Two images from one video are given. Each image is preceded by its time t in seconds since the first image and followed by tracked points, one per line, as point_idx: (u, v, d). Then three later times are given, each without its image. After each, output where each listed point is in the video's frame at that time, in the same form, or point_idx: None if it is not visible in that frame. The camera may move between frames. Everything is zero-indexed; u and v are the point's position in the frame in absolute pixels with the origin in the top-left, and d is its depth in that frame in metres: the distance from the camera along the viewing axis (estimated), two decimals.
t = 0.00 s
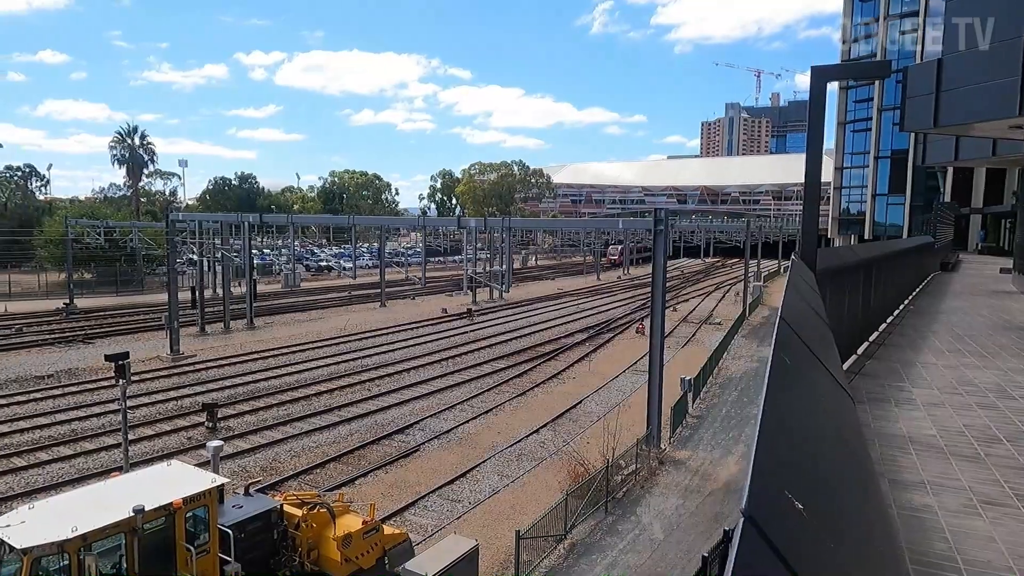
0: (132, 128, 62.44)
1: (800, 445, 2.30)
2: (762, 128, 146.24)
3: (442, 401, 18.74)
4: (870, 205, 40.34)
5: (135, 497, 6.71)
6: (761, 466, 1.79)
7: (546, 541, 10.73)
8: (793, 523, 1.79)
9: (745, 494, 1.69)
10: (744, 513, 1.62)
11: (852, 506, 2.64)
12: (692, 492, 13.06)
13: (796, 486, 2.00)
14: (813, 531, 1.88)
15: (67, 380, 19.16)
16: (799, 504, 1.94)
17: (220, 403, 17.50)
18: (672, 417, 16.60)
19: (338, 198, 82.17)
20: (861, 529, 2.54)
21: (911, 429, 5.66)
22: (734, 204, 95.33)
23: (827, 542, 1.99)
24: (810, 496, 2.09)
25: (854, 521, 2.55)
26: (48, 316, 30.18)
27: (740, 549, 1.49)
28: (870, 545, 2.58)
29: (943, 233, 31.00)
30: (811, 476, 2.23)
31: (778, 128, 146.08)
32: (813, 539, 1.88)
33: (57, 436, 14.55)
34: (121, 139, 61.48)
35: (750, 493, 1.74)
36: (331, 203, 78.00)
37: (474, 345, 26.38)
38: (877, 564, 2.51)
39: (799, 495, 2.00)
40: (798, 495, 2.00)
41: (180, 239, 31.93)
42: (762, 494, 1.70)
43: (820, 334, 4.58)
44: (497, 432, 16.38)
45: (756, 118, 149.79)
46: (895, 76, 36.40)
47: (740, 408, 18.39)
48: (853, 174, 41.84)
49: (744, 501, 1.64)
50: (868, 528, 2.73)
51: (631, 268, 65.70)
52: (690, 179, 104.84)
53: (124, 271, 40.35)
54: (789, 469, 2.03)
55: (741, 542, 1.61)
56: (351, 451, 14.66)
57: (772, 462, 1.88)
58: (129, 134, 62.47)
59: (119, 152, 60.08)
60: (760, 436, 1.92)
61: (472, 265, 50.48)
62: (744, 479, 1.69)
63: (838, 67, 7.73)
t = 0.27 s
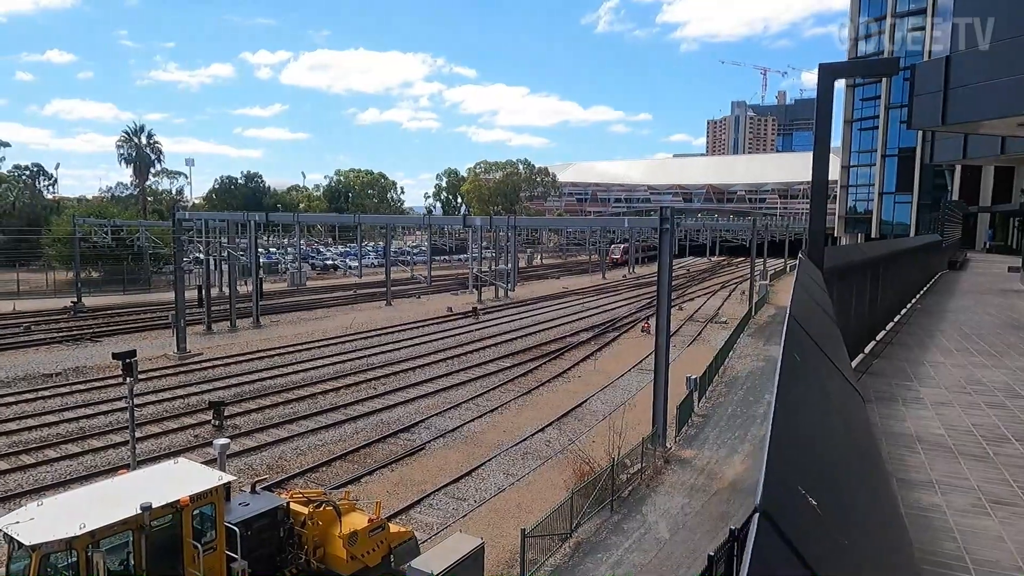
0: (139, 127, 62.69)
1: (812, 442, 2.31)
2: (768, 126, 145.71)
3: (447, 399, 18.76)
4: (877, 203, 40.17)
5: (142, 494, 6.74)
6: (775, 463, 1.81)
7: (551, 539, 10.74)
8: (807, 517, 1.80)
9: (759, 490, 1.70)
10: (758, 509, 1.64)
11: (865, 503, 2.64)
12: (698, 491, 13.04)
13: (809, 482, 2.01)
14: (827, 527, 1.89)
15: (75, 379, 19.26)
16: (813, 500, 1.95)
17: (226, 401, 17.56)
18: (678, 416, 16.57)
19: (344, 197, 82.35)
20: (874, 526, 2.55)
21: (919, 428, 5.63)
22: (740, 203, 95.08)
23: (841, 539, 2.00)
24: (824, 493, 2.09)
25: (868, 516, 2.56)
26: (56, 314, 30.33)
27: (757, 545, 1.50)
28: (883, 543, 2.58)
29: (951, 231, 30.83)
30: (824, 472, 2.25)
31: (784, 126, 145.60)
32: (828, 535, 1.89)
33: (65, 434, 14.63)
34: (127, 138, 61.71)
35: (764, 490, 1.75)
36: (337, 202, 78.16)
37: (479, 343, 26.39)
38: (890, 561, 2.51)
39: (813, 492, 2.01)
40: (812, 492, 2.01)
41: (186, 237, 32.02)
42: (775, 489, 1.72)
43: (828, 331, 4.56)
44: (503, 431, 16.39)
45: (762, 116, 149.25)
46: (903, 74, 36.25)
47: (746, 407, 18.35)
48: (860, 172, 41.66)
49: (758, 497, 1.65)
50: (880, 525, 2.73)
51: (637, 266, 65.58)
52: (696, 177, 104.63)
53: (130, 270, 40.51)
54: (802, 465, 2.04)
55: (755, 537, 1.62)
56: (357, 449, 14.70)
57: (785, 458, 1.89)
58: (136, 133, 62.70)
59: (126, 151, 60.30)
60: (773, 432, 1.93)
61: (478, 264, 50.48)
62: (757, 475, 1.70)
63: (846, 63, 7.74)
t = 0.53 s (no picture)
0: (145, 127, 62.88)
1: (826, 439, 2.31)
2: (773, 126, 145.24)
3: (452, 399, 18.77)
4: (883, 203, 40.00)
5: (148, 493, 6.76)
6: (790, 458, 1.81)
7: (555, 539, 10.73)
8: (822, 512, 1.80)
9: (775, 482, 1.71)
10: (774, 502, 1.64)
11: (879, 499, 2.62)
12: (703, 491, 13.01)
13: (826, 478, 2.01)
14: (843, 522, 1.89)
15: (82, 377, 19.35)
16: (828, 495, 1.94)
17: (232, 400, 17.62)
18: (683, 416, 16.56)
19: (349, 197, 82.48)
20: (887, 522, 2.54)
21: (926, 427, 5.61)
22: (745, 202, 94.82)
23: (857, 535, 2.00)
24: (840, 489, 2.09)
25: (882, 512, 2.55)
26: (63, 314, 30.51)
27: (773, 539, 1.51)
28: (897, 539, 2.57)
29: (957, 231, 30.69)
30: (838, 468, 2.24)
31: (789, 125, 145.24)
32: (845, 530, 1.89)
33: (72, 433, 14.69)
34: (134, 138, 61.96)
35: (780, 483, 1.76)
36: (341, 202, 78.30)
37: (484, 343, 26.42)
38: (904, 559, 2.50)
39: (828, 487, 2.01)
40: (827, 487, 2.01)
41: (192, 237, 32.13)
42: (792, 483, 1.72)
43: (837, 330, 4.54)
44: (507, 430, 16.39)
45: (767, 116, 148.79)
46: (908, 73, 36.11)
47: (751, 407, 18.31)
48: (865, 172, 41.52)
49: (773, 492, 1.66)
50: (894, 524, 2.71)
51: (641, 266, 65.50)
52: (701, 177, 104.48)
53: (136, 269, 40.69)
54: (817, 460, 2.03)
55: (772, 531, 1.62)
56: (362, 448, 14.71)
57: (800, 453, 1.90)
58: (142, 133, 62.97)
59: (132, 151, 60.55)
60: (788, 428, 1.93)
61: (482, 263, 50.51)
62: (773, 470, 1.71)
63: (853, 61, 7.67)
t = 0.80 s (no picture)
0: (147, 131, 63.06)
1: (831, 440, 2.30)
2: (775, 129, 145.33)
3: (453, 402, 18.76)
4: (885, 205, 39.94)
5: (150, 495, 6.75)
6: (796, 459, 1.81)
7: (557, 542, 10.71)
8: (828, 513, 1.80)
9: (781, 481, 1.71)
10: (780, 503, 1.64)
11: (884, 502, 2.61)
12: (705, 494, 12.98)
13: (831, 480, 2.00)
14: (850, 524, 1.88)
15: (84, 380, 19.37)
16: (835, 497, 1.94)
17: (233, 402, 17.62)
18: (685, 419, 16.54)
19: (350, 199, 82.64)
20: (893, 523, 2.53)
21: (929, 430, 5.59)
22: (747, 205, 94.85)
23: (863, 535, 1.99)
24: (846, 490, 2.08)
25: (887, 513, 2.54)
26: (65, 316, 30.56)
27: (780, 539, 1.50)
28: (903, 542, 2.55)
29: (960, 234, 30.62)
30: (846, 471, 2.23)
31: (791, 129, 145.16)
32: (850, 531, 1.89)
33: (73, 435, 14.70)
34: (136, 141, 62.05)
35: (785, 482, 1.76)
36: (343, 204, 78.44)
37: (485, 346, 26.40)
38: (911, 561, 2.49)
39: (833, 488, 2.00)
40: (833, 490, 2.01)
41: (195, 240, 32.15)
42: (797, 481, 1.73)
43: (841, 333, 4.53)
44: (509, 433, 16.37)
45: (769, 119, 148.67)
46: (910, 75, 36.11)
47: (753, 409, 18.28)
48: (868, 175, 41.48)
49: (779, 490, 1.66)
50: (900, 525, 2.69)
51: (643, 269, 65.44)
52: (702, 180, 104.41)
53: (138, 272, 40.74)
54: (823, 461, 2.03)
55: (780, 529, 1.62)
56: (363, 451, 14.70)
57: (804, 453, 1.90)
58: (145, 136, 63.10)
59: (135, 154, 60.65)
60: (792, 429, 1.94)
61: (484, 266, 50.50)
62: (779, 468, 1.71)
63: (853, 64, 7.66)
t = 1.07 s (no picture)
0: (148, 132, 63.19)
1: (832, 442, 2.28)
2: (775, 130, 145.42)
3: (453, 403, 18.75)
4: (885, 207, 39.93)
5: (150, 498, 6.73)
6: (799, 464, 1.80)
7: (557, 544, 10.69)
8: (831, 515, 1.80)
9: (784, 490, 1.71)
10: (783, 509, 1.63)
11: (886, 504, 2.61)
12: (705, 496, 12.97)
13: (833, 483, 1.99)
14: (851, 527, 1.87)
15: (83, 382, 19.36)
16: (839, 502, 1.93)
17: (233, 404, 17.61)
18: (685, 421, 16.53)
19: (351, 201, 82.75)
20: (895, 527, 2.52)
21: (929, 433, 5.59)
22: (747, 207, 94.94)
23: (867, 540, 1.98)
24: (848, 495, 2.07)
25: (888, 516, 2.53)
26: (65, 318, 30.55)
27: (786, 544, 1.50)
28: (906, 545, 2.54)
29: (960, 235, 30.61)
30: (847, 472, 2.22)
31: (790, 130, 145.20)
32: (850, 534, 1.87)
33: (73, 437, 14.69)
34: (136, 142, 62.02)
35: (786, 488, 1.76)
36: (343, 206, 78.56)
37: (485, 348, 26.38)
38: (914, 564, 2.47)
39: (836, 491, 2.00)
40: (836, 493, 2.00)
41: (195, 242, 32.13)
42: (800, 489, 1.72)
43: (841, 334, 4.52)
44: (509, 435, 16.36)
45: (768, 120, 148.72)
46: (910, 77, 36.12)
47: (753, 411, 18.27)
48: (867, 176, 41.49)
49: (782, 498, 1.66)
50: (902, 527, 2.68)
51: (643, 270, 65.47)
52: (702, 181, 104.42)
53: (139, 273, 40.75)
54: (825, 464, 2.03)
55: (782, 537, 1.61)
56: (363, 453, 14.68)
57: (808, 458, 1.89)
58: (145, 138, 63.11)
59: (135, 156, 60.64)
60: (796, 434, 1.92)
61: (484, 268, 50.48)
62: (783, 475, 1.70)
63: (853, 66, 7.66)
